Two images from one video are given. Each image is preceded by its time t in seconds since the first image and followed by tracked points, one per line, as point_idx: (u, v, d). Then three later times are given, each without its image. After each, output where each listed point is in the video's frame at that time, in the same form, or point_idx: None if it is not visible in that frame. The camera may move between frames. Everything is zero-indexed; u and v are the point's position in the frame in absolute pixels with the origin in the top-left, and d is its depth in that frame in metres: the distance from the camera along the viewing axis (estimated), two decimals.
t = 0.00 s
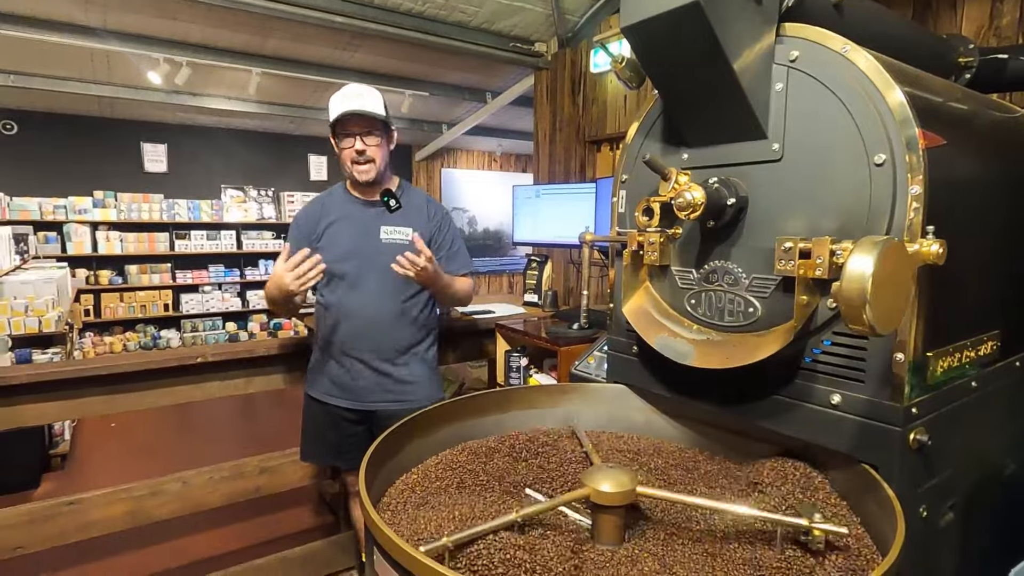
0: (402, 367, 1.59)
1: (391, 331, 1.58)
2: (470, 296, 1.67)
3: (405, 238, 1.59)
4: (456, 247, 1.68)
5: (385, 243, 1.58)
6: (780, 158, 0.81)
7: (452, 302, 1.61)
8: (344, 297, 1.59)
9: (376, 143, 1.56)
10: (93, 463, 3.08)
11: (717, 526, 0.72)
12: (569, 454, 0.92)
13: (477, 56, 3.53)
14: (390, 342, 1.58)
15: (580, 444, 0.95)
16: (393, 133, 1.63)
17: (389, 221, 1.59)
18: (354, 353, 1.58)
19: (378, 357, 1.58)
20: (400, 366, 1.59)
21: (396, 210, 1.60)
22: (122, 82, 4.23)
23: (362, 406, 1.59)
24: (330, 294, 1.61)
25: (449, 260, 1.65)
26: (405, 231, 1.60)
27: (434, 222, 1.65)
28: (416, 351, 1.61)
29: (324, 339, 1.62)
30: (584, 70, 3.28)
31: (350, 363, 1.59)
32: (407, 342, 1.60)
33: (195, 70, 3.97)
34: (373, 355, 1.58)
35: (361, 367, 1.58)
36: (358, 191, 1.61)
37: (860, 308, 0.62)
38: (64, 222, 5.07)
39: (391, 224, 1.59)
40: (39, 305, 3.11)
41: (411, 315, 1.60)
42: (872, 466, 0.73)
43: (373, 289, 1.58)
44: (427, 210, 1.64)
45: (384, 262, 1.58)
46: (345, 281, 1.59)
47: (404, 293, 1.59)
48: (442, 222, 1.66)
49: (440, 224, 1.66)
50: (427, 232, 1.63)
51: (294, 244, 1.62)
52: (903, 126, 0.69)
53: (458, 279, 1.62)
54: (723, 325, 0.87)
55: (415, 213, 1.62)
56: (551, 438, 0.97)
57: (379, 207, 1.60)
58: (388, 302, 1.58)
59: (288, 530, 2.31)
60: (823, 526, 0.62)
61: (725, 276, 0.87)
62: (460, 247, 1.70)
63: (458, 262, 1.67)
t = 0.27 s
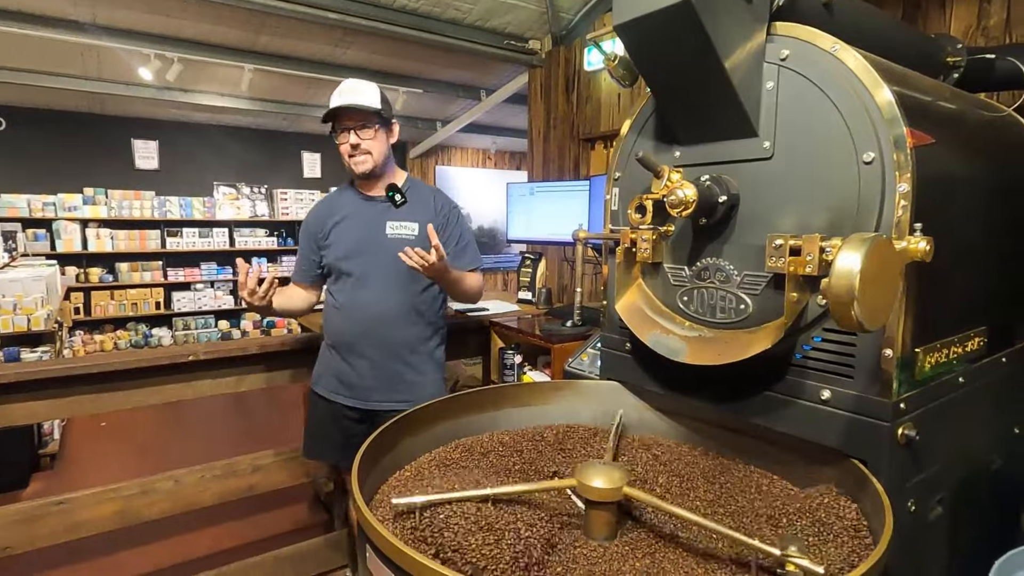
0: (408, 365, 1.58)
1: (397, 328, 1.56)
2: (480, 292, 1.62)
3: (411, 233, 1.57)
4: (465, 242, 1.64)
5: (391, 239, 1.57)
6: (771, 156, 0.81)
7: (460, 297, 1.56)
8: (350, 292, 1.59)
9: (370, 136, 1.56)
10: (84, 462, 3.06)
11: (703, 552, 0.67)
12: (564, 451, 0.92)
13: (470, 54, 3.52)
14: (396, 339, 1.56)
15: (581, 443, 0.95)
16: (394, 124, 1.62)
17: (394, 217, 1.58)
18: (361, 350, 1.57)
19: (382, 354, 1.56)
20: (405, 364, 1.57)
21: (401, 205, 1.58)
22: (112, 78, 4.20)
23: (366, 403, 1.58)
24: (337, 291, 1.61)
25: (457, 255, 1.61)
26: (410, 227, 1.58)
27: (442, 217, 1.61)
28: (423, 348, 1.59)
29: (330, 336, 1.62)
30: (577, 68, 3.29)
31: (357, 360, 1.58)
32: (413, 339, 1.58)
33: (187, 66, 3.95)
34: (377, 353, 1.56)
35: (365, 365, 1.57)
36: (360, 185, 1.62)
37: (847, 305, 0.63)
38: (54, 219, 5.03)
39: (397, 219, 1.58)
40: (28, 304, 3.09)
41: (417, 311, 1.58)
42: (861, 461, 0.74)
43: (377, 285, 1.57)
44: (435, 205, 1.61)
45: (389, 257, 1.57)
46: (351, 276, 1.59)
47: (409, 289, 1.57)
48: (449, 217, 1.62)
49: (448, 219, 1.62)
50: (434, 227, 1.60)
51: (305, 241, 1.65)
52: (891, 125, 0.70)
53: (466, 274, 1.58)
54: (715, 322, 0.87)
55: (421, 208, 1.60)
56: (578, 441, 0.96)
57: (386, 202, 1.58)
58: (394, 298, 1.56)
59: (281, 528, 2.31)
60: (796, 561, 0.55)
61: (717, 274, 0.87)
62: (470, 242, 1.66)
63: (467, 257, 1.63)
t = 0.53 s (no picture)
0: (410, 363, 1.56)
1: (398, 325, 1.55)
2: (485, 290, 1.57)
3: (413, 229, 1.55)
4: (469, 238, 1.59)
5: (392, 234, 1.55)
6: (758, 153, 0.82)
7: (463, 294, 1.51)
8: (352, 288, 1.58)
9: (362, 124, 1.54)
10: (68, 462, 3.03)
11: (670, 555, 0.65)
12: (553, 448, 0.92)
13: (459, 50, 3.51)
14: (397, 337, 1.55)
15: (573, 442, 0.94)
16: (393, 114, 1.60)
17: (396, 212, 1.56)
18: (362, 348, 1.56)
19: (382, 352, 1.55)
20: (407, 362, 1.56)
21: (403, 199, 1.55)
22: (96, 73, 4.15)
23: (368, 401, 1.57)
24: (340, 287, 1.62)
25: (461, 252, 1.57)
26: (413, 222, 1.55)
27: (445, 212, 1.58)
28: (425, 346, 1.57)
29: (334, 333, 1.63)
30: (567, 65, 3.29)
31: (358, 358, 1.58)
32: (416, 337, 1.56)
33: (172, 61, 3.90)
34: (377, 351, 1.56)
35: (367, 362, 1.57)
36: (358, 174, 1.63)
37: (832, 300, 0.63)
38: (36, 216, 4.95)
39: (399, 214, 1.56)
40: (10, 302, 3.04)
41: (419, 308, 1.56)
42: (845, 455, 0.75)
43: (379, 282, 1.56)
44: (438, 200, 1.58)
45: (390, 253, 1.55)
46: (354, 273, 1.58)
47: (411, 286, 1.55)
48: (454, 212, 1.58)
49: (452, 214, 1.58)
50: (436, 222, 1.57)
51: (311, 237, 1.67)
52: (877, 122, 0.71)
53: (469, 270, 1.53)
54: (703, 319, 0.88)
55: (424, 203, 1.57)
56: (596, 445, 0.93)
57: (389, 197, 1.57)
58: (395, 295, 1.55)
59: (270, 527, 2.30)
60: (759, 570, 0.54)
61: (705, 270, 0.88)
62: (476, 238, 1.61)
63: (471, 253, 1.58)
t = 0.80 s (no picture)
0: (411, 370, 1.56)
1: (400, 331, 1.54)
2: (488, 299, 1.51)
3: (417, 234, 1.53)
4: (474, 246, 1.55)
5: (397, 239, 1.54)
6: (748, 158, 0.82)
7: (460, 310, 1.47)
8: (357, 292, 1.59)
9: (368, 123, 1.55)
10: (59, 467, 3.01)
11: (657, 560, 0.65)
12: (546, 452, 0.92)
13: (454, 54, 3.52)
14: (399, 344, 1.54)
15: (571, 447, 0.94)
16: (399, 114, 1.59)
17: (401, 216, 1.55)
18: (365, 352, 1.56)
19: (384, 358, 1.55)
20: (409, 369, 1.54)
21: (410, 203, 1.55)
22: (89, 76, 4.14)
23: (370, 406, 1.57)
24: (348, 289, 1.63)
25: (464, 260, 1.53)
26: (417, 227, 1.53)
27: (451, 218, 1.54)
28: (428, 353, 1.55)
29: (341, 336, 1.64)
30: (561, 69, 3.30)
31: (361, 362, 1.58)
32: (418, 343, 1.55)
33: (165, 65, 3.89)
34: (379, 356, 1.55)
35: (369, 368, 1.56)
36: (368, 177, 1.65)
37: (820, 305, 0.64)
38: (28, 220, 4.92)
39: (405, 219, 1.54)
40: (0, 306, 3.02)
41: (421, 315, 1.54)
42: (836, 458, 0.75)
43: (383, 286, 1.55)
44: (444, 205, 1.55)
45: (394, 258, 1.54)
46: (359, 277, 1.59)
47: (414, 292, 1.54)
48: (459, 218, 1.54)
49: (457, 220, 1.54)
50: (442, 228, 1.54)
51: (324, 239, 1.69)
52: (864, 128, 0.71)
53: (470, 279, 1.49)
54: (694, 322, 0.88)
55: (430, 208, 1.55)
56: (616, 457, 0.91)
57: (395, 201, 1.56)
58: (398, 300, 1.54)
59: (263, 532, 2.29)
60: None
61: (696, 274, 0.88)
62: (482, 246, 1.57)
63: (474, 261, 1.54)
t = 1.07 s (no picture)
0: (419, 384, 1.55)
1: (410, 342, 1.55)
2: (487, 317, 1.51)
3: (425, 246, 1.53)
4: (479, 259, 1.51)
5: (406, 250, 1.55)
6: (754, 167, 0.82)
7: (457, 326, 1.49)
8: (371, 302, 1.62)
9: (384, 136, 1.56)
10: (69, 474, 3.03)
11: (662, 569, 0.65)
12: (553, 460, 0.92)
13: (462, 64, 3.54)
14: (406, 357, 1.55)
15: (581, 455, 0.94)
16: (416, 125, 1.58)
17: (413, 228, 1.55)
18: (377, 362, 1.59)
19: (394, 369, 1.56)
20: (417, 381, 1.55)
21: (421, 215, 1.55)
22: (102, 87, 4.20)
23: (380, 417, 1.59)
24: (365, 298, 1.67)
25: (469, 274, 1.50)
26: (426, 239, 1.53)
27: (457, 230, 1.51)
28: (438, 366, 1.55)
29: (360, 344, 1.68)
30: (568, 79, 3.32)
31: (374, 372, 1.61)
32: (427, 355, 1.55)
33: (178, 75, 3.95)
34: (389, 367, 1.57)
35: (380, 379, 1.59)
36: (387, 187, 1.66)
37: (826, 317, 0.64)
38: (42, 228, 4.98)
39: (415, 230, 1.55)
40: (13, 313, 3.06)
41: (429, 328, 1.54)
42: (845, 469, 0.75)
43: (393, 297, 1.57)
44: (452, 217, 1.53)
45: (404, 269, 1.55)
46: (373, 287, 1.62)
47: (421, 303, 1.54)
48: (466, 231, 1.51)
49: (463, 233, 1.51)
50: (448, 240, 1.52)
51: (349, 247, 1.75)
52: (871, 137, 0.71)
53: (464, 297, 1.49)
54: (701, 332, 0.88)
55: (439, 219, 1.54)
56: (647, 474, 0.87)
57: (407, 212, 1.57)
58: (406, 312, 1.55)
59: (270, 540, 2.29)
60: None
61: (703, 283, 0.88)
62: (489, 259, 1.52)
63: (479, 276, 1.50)
